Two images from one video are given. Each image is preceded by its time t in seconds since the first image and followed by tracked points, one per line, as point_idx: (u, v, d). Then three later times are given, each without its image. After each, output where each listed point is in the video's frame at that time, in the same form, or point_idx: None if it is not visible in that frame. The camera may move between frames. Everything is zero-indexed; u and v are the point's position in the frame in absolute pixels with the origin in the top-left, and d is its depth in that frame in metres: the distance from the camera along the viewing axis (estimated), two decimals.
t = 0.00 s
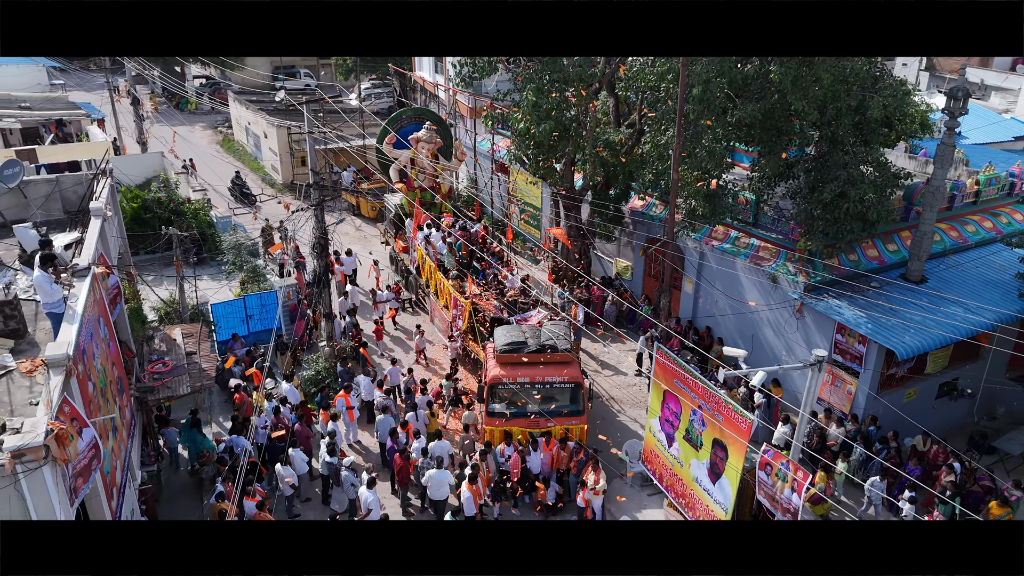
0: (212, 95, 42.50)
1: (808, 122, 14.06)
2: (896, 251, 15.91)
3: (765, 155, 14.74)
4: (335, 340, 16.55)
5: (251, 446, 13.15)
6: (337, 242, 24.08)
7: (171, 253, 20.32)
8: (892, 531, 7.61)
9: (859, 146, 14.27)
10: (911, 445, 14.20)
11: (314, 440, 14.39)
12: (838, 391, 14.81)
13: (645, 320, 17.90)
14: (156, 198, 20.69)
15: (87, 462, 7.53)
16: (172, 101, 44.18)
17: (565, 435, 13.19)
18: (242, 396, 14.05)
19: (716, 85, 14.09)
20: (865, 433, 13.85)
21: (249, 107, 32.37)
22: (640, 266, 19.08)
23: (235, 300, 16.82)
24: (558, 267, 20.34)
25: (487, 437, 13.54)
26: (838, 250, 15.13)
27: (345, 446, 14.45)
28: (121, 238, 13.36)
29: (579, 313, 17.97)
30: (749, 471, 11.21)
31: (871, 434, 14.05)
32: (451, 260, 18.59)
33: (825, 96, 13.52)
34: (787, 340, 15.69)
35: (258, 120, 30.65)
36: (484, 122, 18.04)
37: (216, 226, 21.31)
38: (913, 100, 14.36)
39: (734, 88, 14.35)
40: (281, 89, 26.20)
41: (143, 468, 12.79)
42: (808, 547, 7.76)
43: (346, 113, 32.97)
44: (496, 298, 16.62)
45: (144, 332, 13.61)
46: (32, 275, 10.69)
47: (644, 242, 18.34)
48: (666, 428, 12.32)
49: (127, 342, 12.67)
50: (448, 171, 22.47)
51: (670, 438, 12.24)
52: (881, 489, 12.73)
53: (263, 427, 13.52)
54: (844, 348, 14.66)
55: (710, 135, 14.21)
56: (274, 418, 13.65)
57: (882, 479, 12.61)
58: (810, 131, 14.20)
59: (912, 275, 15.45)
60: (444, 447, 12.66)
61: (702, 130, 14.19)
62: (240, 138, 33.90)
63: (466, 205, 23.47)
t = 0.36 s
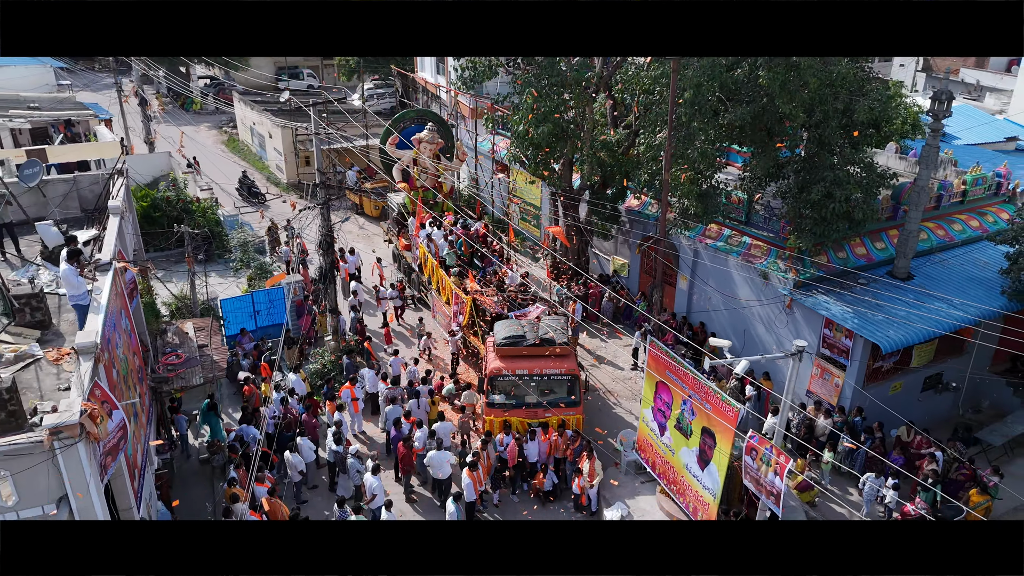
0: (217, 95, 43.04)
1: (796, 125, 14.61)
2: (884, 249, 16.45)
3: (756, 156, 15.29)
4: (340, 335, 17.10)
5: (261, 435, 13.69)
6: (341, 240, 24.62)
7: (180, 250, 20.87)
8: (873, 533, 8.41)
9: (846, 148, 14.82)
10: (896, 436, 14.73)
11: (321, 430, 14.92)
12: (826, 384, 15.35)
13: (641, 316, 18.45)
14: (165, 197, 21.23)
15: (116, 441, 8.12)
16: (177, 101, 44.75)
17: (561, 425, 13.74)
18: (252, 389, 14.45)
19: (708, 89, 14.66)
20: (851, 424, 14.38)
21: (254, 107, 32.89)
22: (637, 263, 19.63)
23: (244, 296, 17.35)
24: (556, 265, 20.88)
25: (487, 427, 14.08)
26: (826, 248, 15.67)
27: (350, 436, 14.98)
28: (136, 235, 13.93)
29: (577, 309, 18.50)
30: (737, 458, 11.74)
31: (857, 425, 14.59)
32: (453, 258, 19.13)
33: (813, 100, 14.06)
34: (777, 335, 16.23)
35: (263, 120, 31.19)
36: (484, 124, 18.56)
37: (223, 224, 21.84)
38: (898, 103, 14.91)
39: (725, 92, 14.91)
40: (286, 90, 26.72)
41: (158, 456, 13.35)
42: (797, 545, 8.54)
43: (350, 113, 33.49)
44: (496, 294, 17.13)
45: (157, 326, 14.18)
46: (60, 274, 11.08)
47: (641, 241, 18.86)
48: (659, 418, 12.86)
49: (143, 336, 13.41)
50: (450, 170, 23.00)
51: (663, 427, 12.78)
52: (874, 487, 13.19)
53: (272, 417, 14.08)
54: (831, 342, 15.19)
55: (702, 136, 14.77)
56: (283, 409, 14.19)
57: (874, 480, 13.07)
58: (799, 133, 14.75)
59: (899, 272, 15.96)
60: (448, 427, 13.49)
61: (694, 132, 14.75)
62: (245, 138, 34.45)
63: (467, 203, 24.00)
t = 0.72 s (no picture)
0: (221, 97, 43.60)
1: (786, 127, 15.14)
2: (872, 247, 16.95)
3: (747, 157, 15.81)
4: (345, 330, 17.64)
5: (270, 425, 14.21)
6: (344, 238, 25.16)
7: (189, 248, 21.39)
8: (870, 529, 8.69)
9: (834, 149, 15.34)
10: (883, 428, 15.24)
11: (327, 422, 15.44)
12: (815, 378, 15.85)
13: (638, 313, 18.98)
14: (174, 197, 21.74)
15: (139, 424, 8.61)
16: (182, 101, 45.37)
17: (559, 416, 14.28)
18: (260, 382, 14.92)
19: (700, 92, 15.22)
20: (839, 416, 14.89)
21: (259, 108, 33.41)
22: (634, 261, 20.16)
23: (251, 293, 17.76)
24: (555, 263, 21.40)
25: (487, 418, 14.63)
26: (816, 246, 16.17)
27: (355, 428, 15.50)
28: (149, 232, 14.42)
29: (575, 305, 19.01)
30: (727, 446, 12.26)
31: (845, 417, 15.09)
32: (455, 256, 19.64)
33: (801, 103, 14.60)
34: (769, 331, 16.75)
35: (268, 121, 31.71)
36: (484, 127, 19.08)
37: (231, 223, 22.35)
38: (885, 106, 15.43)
39: (718, 96, 15.45)
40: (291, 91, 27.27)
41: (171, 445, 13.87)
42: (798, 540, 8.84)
43: (353, 114, 34.01)
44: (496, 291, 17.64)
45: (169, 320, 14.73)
46: (85, 269, 11.73)
47: (638, 239, 19.34)
48: (652, 409, 13.38)
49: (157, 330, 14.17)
50: (451, 170, 23.53)
51: (656, 418, 13.30)
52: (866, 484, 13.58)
53: (281, 408, 14.59)
54: (821, 337, 15.69)
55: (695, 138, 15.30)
56: (290, 401, 14.70)
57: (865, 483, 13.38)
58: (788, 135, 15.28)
59: (887, 269, 16.45)
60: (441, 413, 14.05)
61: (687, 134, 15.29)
62: (250, 138, 34.99)
63: (469, 203, 24.53)
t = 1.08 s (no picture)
0: (226, 97, 44.14)
1: (777, 129, 15.65)
2: (862, 246, 17.46)
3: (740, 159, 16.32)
4: (350, 326, 18.17)
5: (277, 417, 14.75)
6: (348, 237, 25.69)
7: (196, 247, 21.89)
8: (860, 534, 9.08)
9: (823, 151, 15.86)
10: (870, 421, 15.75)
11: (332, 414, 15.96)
12: (805, 372, 16.37)
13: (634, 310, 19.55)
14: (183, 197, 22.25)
15: (160, 410, 9.13)
16: (187, 102, 45.94)
17: (557, 408, 14.82)
18: (268, 375, 15.42)
19: (693, 95, 15.74)
20: (827, 409, 15.40)
21: (264, 109, 33.95)
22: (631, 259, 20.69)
23: (259, 290, 18.40)
24: (553, 261, 21.93)
25: (488, 410, 15.20)
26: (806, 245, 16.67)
27: (360, 420, 16.03)
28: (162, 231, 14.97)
29: (573, 302, 19.54)
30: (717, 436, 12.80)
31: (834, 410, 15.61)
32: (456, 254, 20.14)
33: (790, 107, 15.12)
34: (761, 327, 17.29)
35: (273, 122, 32.23)
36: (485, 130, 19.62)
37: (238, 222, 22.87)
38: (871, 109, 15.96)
39: (711, 100, 15.96)
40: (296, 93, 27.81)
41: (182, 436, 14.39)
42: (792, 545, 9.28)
43: (356, 115, 34.55)
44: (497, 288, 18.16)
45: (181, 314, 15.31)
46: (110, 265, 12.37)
47: (634, 238, 19.85)
48: (646, 401, 13.91)
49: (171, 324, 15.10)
50: (453, 171, 24.05)
51: (650, 410, 13.83)
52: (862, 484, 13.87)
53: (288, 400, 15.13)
54: (810, 333, 16.22)
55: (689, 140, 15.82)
56: (297, 393, 15.24)
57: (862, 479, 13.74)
58: (779, 137, 15.79)
59: (875, 267, 16.96)
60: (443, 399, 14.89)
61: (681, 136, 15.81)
62: (255, 139, 35.53)
63: (470, 203, 25.07)
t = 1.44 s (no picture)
0: (230, 99, 44.68)
1: (768, 132, 16.17)
2: (851, 245, 17.98)
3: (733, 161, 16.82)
4: (354, 322, 18.72)
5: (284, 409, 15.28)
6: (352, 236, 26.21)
7: (204, 245, 22.41)
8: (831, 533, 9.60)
9: (813, 153, 16.39)
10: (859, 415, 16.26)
11: (337, 407, 16.48)
12: (796, 367, 16.89)
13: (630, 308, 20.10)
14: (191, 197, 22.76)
15: (178, 397, 9.65)
16: (192, 102, 46.50)
17: (555, 401, 15.35)
18: (274, 370, 15.95)
19: (686, 99, 16.26)
20: (816, 403, 15.92)
21: (268, 111, 34.47)
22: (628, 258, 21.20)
23: (265, 288, 18.91)
24: (552, 260, 22.45)
25: (488, 403, 15.73)
26: (797, 244, 17.18)
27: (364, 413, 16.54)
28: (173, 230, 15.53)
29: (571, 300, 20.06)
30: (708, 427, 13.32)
31: (823, 404, 16.12)
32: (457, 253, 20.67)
33: (781, 110, 15.64)
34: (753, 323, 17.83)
35: (277, 123, 32.75)
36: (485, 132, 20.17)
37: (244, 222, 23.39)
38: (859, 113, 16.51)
39: (704, 103, 16.49)
40: (300, 95, 28.35)
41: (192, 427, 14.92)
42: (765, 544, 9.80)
43: (359, 116, 35.09)
44: (497, 286, 18.68)
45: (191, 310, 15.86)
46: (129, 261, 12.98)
47: (630, 237, 20.37)
48: (640, 394, 14.44)
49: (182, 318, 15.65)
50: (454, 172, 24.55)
51: (644, 402, 14.35)
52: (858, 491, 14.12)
53: (294, 393, 15.65)
54: (800, 329, 16.74)
55: (683, 143, 16.33)
56: (304, 387, 15.78)
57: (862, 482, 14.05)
58: (770, 139, 16.31)
59: (864, 266, 17.47)
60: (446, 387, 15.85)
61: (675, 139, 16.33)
62: (259, 139, 36.07)
63: (471, 203, 25.61)
